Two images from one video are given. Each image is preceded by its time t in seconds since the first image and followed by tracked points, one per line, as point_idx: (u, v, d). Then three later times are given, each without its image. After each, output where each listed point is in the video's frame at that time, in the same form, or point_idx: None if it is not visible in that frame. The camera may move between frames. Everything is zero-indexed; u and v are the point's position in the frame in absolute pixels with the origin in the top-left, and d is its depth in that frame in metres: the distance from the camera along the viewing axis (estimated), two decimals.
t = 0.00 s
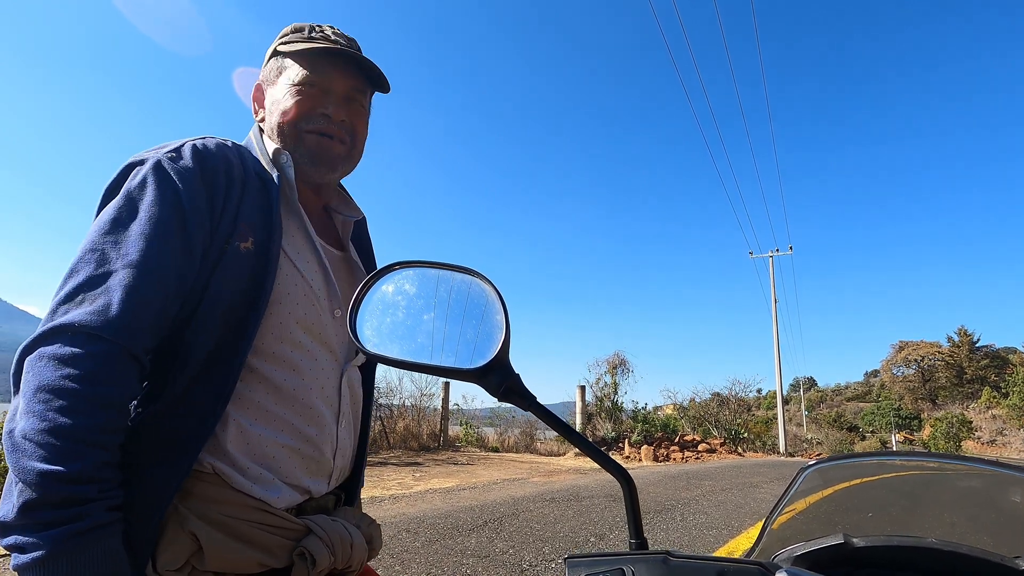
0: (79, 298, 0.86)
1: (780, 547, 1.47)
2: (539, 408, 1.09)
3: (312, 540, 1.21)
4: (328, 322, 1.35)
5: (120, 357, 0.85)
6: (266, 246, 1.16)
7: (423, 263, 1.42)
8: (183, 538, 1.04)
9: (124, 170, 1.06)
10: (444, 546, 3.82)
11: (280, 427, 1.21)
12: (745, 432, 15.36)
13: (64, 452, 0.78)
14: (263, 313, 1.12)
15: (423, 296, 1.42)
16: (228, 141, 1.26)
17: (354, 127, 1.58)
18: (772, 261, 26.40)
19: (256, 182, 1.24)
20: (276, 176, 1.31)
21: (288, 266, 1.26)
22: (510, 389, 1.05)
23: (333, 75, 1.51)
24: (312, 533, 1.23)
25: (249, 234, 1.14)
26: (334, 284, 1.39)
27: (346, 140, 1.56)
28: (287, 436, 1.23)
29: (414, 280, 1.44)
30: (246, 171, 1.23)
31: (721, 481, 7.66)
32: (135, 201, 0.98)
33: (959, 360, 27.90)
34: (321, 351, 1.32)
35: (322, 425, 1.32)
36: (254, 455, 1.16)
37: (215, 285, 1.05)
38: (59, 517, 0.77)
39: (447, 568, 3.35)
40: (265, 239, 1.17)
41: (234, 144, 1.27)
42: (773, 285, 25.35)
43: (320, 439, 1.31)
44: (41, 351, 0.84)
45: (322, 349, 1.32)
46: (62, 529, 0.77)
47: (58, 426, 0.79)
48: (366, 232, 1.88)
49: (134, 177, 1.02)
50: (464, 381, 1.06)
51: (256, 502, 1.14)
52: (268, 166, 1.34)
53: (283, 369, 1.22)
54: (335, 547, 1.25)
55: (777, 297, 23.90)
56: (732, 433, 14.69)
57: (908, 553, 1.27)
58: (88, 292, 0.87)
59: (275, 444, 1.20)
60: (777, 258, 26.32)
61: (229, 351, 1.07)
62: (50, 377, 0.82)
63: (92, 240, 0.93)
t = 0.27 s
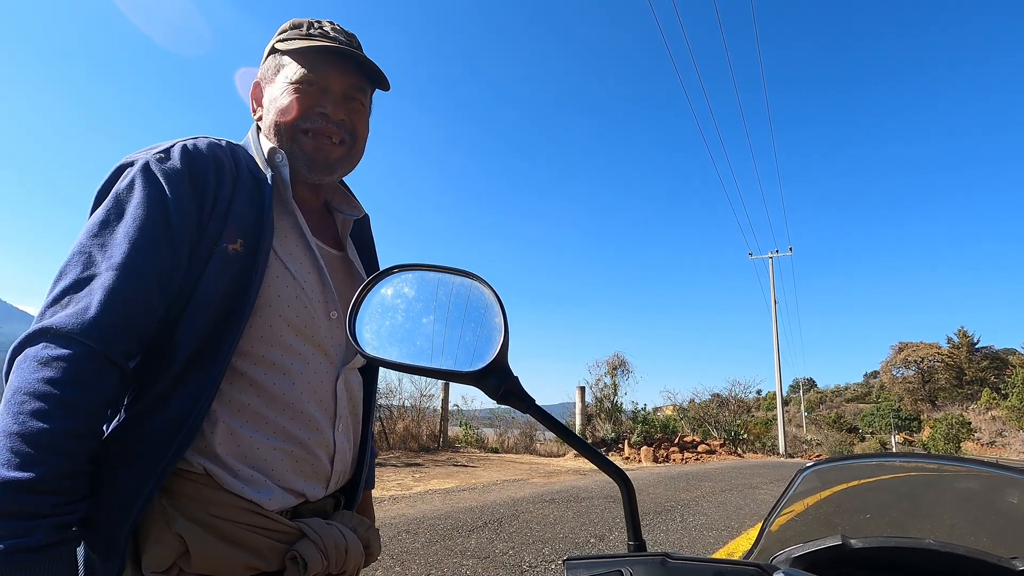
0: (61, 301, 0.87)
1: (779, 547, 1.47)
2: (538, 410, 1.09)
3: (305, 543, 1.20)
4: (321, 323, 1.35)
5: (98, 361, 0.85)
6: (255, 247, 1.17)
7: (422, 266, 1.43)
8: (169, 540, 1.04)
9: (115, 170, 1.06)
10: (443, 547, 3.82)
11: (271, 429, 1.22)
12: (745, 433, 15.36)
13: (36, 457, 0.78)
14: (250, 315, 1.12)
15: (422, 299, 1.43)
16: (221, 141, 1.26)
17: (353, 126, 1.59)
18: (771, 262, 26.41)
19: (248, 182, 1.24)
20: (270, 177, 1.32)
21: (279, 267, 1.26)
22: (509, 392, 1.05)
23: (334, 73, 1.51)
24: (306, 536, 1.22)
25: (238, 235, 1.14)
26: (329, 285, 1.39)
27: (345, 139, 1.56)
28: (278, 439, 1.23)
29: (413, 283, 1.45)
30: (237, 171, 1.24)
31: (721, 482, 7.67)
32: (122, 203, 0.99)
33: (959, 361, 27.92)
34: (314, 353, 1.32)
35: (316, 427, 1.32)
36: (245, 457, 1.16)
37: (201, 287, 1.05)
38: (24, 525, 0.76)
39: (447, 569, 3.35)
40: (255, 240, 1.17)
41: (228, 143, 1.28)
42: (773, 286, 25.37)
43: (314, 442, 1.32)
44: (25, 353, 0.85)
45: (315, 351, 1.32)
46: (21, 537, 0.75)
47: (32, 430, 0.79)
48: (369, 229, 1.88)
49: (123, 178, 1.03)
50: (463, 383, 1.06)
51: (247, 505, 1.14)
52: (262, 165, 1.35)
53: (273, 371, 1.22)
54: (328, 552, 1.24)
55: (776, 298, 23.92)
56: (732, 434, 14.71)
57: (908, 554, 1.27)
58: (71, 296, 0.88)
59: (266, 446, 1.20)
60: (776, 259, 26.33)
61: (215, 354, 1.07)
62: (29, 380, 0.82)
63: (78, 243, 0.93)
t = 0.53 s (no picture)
0: (59, 297, 0.87)
1: (775, 548, 1.48)
2: (531, 412, 1.09)
3: (306, 543, 1.21)
4: (320, 321, 1.35)
5: (95, 356, 0.85)
6: (254, 244, 1.17)
7: (416, 268, 1.43)
8: (170, 541, 1.05)
9: (112, 166, 1.06)
10: (443, 547, 3.83)
11: (272, 428, 1.22)
12: (744, 434, 15.36)
13: (33, 453, 0.78)
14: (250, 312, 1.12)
15: (417, 301, 1.43)
16: (218, 137, 1.27)
17: (349, 126, 1.59)
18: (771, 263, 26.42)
19: (246, 178, 1.25)
20: (266, 172, 1.32)
21: (278, 264, 1.26)
22: (503, 394, 1.05)
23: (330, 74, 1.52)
24: (307, 536, 1.23)
25: (237, 231, 1.15)
26: (328, 283, 1.39)
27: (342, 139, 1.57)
28: (279, 437, 1.23)
29: (408, 285, 1.45)
30: (236, 168, 1.24)
31: (721, 483, 7.67)
32: (118, 199, 0.99)
33: (958, 362, 27.94)
34: (313, 351, 1.32)
35: (316, 426, 1.32)
36: (246, 456, 1.17)
37: (199, 283, 1.05)
38: (23, 522, 0.76)
39: (446, 569, 3.36)
40: (254, 236, 1.17)
41: (225, 139, 1.28)
42: (773, 287, 25.39)
43: (314, 441, 1.32)
44: (20, 349, 0.85)
45: (314, 349, 1.33)
46: (20, 534, 0.75)
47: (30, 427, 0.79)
48: (364, 229, 1.89)
49: (120, 174, 1.03)
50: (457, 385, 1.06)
51: (249, 505, 1.14)
52: (260, 162, 1.35)
53: (274, 370, 1.22)
54: (329, 551, 1.25)
55: (776, 299, 23.92)
56: (732, 435, 14.72)
57: (903, 554, 1.27)
58: (68, 292, 0.88)
59: (267, 445, 1.20)
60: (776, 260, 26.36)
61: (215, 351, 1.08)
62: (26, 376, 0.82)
63: (75, 238, 0.94)
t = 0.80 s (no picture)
0: (59, 299, 0.87)
1: (776, 549, 1.47)
2: (533, 413, 1.09)
3: (305, 540, 1.20)
4: (319, 323, 1.35)
5: (97, 358, 0.86)
6: (255, 245, 1.17)
7: (418, 268, 1.43)
8: (170, 540, 1.05)
9: (111, 167, 1.06)
10: (443, 547, 3.83)
11: (271, 429, 1.22)
12: (744, 434, 15.36)
13: (36, 454, 0.78)
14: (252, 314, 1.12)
15: (419, 302, 1.43)
16: (217, 138, 1.26)
17: (351, 128, 1.59)
18: (771, 263, 26.42)
19: (246, 180, 1.24)
20: (267, 174, 1.32)
21: (277, 267, 1.26)
22: (505, 394, 1.05)
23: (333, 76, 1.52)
24: (304, 534, 1.22)
25: (237, 233, 1.15)
26: (327, 284, 1.39)
27: (343, 142, 1.57)
28: (277, 438, 1.23)
29: (409, 286, 1.45)
30: (236, 169, 1.24)
31: (721, 483, 7.67)
32: (119, 200, 0.99)
33: (958, 363, 27.95)
34: (312, 353, 1.32)
35: (314, 426, 1.32)
36: (244, 457, 1.17)
37: (200, 284, 1.05)
38: (25, 523, 0.75)
39: (446, 569, 3.36)
40: (254, 238, 1.17)
41: (224, 140, 1.28)
42: (773, 288, 25.39)
43: (313, 441, 1.32)
44: (20, 350, 0.85)
45: (313, 350, 1.33)
46: (27, 534, 0.75)
47: (32, 428, 0.79)
48: (360, 236, 1.89)
49: (120, 175, 1.03)
50: (459, 386, 1.06)
51: (249, 504, 1.14)
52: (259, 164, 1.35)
53: (273, 371, 1.22)
54: (328, 550, 1.23)
55: (776, 299, 23.93)
56: (731, 435, 14.72)
57: (904, 554, 1.27)
58: (69, 293, 0.88)
59: (265, 446, 1.20)
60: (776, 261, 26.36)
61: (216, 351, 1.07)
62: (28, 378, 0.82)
63: (75, 240, 0.93)
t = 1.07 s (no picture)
0: (54, 299, 0.86)
1: (778, 549, 1.48)
2: (538, 411, 1.09)
3: (297, 537, 1.21)
4: (315, 327, 1.34)
5: (91, 360, 0.85)
6: (254, 251, 1.17)
7: (422, 267, 1.43)
8: (164, 536, 1.05)
9: (111, 167, 1.06)
10: (443, 547, 3.83)
11: (265, 429, 1.22)
12: (744, 434, 15.35)
13: (23, 453, 0.77)
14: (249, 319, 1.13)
15: (423, 300, 1.43)
16: (219, 138, 1.26)
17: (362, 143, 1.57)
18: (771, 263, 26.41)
19: (248, 184, 1.24)
20: (270, 177, 1.31)
21: (275, 271, 1.26)
22: (510, 393, 1.05)
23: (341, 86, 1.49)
24: (297, 530, 1.23)
25: (238, 238, 1.14)
26: (323, 287, 1.39)
27: (352, 157, 1.56)
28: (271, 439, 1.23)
29: (413, 284, 1.45)
30: (237, 172, 1.23)
31: (721, 484, 7.67)
32: (118, 200, 0.98)
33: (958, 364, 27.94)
34: (307, 355, 1.32)
35: (308, 427, 1.32)
36: (237, 456, 1.17)
37: (198, 288, 1.04)
38: (13, 522, 0.73)
39: (446, 569, 3.36)
40: (254, 243, 1.17)
41: (227, 141, 1.27)
42: (773, 288, 25.39)
43: (307, 442, 1.32)
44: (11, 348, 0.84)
45: (308, 354, 1.32)
46: (15, 533, 0.73)
47: (21, 427, 0.78)
48: (359, 234, 1.89)
49: (120, 174, 1.02)
50: (464, 384, 1.06)
51: (241, 501, 1.14)
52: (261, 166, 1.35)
53: (268, 373, 1.22)
54: (320, 546, 1.25)
55: (776, 300, 23.92)
56: (731, 436, 14.72)
57: (906, 554, 1.27)
58: (64, 294, 0.87)
59: (259, 446, 1.21)
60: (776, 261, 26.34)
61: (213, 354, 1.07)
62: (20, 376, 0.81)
63: (71, 239, 0.93)
